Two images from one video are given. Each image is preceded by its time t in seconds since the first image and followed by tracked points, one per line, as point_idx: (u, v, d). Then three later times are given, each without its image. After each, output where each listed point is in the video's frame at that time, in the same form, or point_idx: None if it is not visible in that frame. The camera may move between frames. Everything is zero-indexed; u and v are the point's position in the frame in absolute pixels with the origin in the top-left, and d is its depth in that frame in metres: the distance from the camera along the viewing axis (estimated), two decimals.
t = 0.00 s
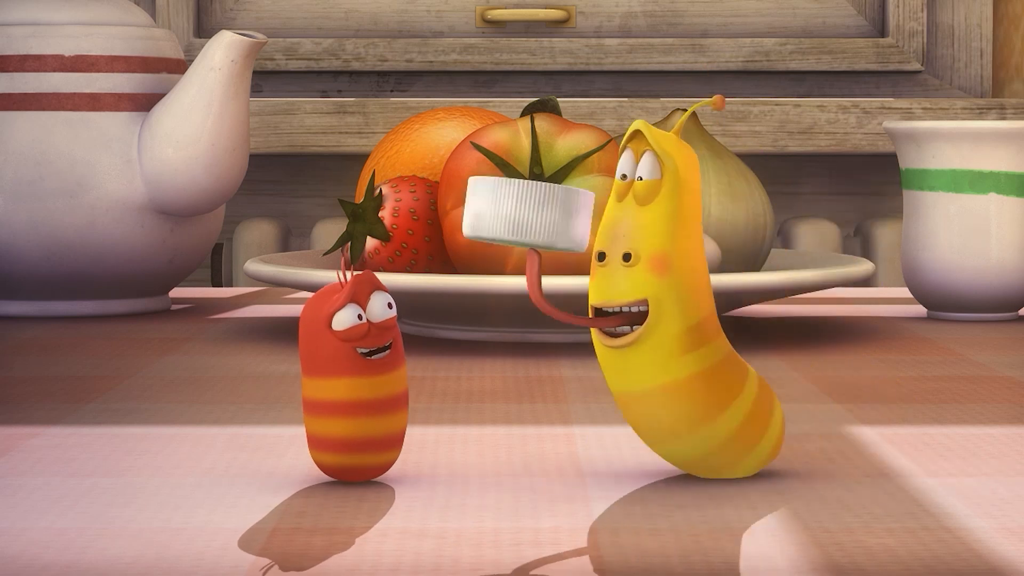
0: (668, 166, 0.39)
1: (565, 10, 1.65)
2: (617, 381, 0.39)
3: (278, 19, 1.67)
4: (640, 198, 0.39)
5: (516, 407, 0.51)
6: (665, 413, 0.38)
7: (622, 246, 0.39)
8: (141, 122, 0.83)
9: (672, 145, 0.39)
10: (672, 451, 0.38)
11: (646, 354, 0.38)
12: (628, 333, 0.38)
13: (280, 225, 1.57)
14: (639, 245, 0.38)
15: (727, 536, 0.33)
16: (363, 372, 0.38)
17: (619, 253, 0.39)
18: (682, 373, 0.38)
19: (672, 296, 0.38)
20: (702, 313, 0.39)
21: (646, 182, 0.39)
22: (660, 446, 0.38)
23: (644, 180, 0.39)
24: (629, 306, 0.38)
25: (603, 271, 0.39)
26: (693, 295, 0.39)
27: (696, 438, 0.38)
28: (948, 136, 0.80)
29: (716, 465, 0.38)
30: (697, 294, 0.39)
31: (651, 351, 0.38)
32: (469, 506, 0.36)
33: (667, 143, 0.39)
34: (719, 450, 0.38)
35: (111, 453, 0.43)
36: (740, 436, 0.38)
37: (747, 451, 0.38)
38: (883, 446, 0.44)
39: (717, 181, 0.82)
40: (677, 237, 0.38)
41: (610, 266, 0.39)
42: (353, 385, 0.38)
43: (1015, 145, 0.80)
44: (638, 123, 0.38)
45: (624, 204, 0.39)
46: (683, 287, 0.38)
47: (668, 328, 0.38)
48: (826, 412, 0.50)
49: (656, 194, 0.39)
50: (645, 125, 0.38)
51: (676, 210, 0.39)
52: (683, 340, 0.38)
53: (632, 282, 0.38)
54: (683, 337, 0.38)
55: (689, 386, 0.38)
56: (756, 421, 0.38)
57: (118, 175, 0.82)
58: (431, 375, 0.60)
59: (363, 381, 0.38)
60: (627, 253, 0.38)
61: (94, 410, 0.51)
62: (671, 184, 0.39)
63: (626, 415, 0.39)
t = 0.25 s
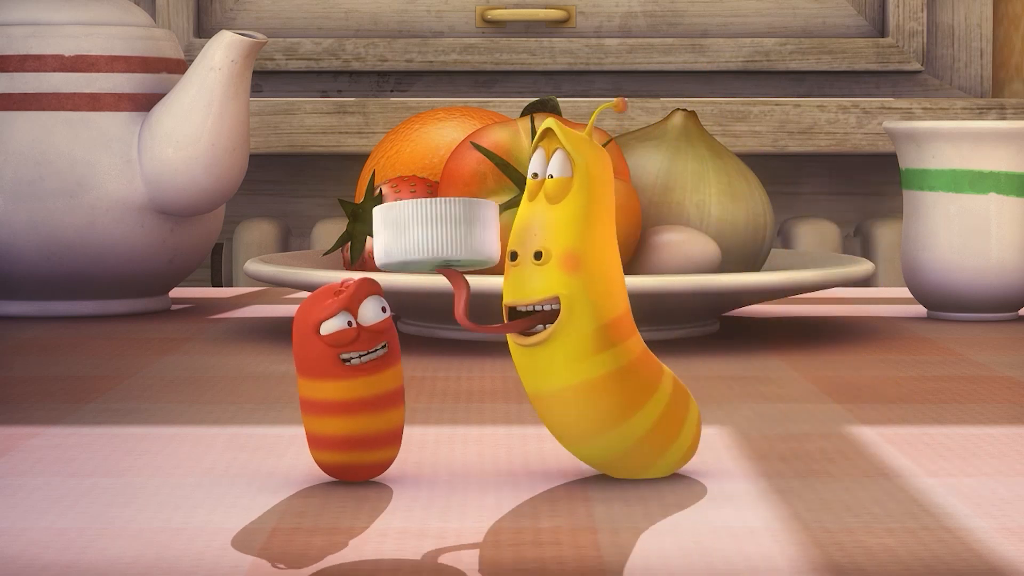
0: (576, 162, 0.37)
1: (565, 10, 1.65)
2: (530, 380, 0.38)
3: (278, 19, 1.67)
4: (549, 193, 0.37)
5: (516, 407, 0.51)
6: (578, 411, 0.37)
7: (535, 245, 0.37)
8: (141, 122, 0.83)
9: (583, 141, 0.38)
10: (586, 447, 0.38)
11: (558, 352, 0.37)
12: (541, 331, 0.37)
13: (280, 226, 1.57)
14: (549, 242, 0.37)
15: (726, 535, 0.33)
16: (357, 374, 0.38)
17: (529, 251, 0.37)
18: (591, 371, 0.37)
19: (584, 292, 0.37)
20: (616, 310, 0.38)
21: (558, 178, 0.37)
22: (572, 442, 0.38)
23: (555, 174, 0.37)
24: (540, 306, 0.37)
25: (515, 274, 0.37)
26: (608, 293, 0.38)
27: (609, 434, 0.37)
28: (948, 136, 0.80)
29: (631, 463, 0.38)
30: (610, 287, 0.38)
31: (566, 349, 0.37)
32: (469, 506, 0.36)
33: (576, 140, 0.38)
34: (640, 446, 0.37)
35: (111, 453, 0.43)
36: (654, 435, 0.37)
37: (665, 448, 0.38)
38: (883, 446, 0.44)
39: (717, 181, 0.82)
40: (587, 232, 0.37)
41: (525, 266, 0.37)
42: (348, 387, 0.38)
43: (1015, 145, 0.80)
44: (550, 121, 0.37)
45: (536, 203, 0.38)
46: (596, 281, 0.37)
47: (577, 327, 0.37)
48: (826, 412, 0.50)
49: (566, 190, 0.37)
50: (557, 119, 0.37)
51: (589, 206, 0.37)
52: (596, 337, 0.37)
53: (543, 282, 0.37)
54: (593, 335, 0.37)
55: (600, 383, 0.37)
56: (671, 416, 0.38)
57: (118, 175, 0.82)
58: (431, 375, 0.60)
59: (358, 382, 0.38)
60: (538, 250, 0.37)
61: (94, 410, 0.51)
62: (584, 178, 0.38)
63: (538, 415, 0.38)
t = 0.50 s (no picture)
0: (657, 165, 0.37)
1: (565, 10, 1.65)
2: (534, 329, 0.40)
3: (278, 19, 1.67)
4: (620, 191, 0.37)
5: (516, 407, 0.51)
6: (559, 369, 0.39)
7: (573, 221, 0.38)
8: (141, 122, 0.83)
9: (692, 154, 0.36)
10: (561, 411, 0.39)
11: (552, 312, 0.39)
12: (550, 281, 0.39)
13: (280, 225, 1.57)
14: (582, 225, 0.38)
15: (726, 535, 0.33)
16: (350, 365, 0.38)
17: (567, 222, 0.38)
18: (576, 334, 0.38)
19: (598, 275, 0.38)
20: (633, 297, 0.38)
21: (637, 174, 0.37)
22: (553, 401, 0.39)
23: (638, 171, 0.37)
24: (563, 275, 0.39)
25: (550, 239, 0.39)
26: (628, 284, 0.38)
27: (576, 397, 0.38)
28: (948, 136, 0.80)
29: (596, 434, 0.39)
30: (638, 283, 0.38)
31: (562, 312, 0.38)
32: (469, 506, 0.36)
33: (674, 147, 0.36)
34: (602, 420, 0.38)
35: (111, 453, 0.43)
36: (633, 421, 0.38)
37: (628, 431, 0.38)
38: (883, 446, 0.44)
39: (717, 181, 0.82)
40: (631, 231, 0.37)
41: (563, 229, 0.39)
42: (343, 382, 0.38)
43: (1015, 145, 0.80)
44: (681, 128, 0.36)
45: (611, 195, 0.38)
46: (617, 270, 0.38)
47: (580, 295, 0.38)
48: (826, 412, 0.50)
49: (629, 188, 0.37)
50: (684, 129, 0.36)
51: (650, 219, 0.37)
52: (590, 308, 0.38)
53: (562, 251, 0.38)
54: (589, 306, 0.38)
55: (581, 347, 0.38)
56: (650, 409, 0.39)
57: (117, 175, 0.82)
58: (431, 375, 0.60)
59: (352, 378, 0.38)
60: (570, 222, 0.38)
61: (94, 410, 0.51)
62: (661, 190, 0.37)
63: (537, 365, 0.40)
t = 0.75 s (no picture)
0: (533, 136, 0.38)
1: (565, 10, 1.65)
2: (506, 360, 0.38)
3: (278, 19, 1.67)
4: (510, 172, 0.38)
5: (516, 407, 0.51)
6: (553, 397, 0.37)
7: (507, 223, 0.37)
8: (141, 122, 0.83)
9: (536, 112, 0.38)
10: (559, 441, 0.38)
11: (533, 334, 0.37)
12: (521, 311, 0.37)
13: (280, 226, 1.57)
14: (524, 221, 0.37)
15: (726, 535, 0.33)
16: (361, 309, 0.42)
17: (501, 230, 0.37)
18: (571, 352, 0.37)
19: (563, 272, 0.37)
20: (595, 282, 0.38)
21: (514, 153, 0.37)
22: (544, 432, 0.38)
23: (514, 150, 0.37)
24: (518, 288, 0.37)
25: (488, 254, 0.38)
26: (586, 267, 0.38)
27: (581, 422, 0.37)
28: (948, 136, 0.80)
29: (605, 456, 0.38)
30: (590, 260, 0.38)
31: (545, 331, 0.37)
32: (469, 506, 0.36)
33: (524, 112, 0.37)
34: (611, 437, 0.37)
35: (111, 453, 0.43)
36: (624, 417, 0.37)
37: (635, 437, 0.38)
38: (883, 446, 0.44)
39: (717, 181, 0.82)
40: (558, 196, 0.38)
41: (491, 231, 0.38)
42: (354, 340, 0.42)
43: (1015, 145, 0.80)
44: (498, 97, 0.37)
45: (500, 180, 0.38)
46: (572, 258, 0.37)
47: (557, 306, 0.37)
48: (826, 412, 0.50)
49: (529, 164, 0.38)
50: (509, 95, 0.37)
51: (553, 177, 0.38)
52: (572, 318, 0.37)
53: (518, 263, 0.37)
54: (571, 315, 0.37)
55: (577, 366, 0.37)
56: (644, 407, 0.38)
57: (118, 175, 0.82)
58: (431, 375, 0.60)
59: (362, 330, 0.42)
60: (511, 231, 0.37)
61: (94, 410, 0.51)
62: (544, 152, 0.38)
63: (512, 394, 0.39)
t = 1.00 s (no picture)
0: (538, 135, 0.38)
1: (565, 10, 1.65)
2: (505, 361, 0.38)
3: (278, 19, 1.67)
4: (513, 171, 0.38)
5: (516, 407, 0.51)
6: (553, 397, 0.37)
7: (507, 223, 0.37)
8: (141, 122, 0.83)
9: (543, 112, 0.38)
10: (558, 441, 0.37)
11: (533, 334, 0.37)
12: (521, 311, 0.37)
13: (280, 226, 1.57)
14: (524, 221, 0.37)
15: (726, 535, 0.33)
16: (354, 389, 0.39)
17: (501, 229, 0.37)
18: (571, 351, 0.37)
19: (563, 272, 0.37)
20: (595, 282, 0.38)
21: (518, 152, 0.38)
22: (544, 432, 0.38)
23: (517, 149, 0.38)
24: (516, 289, 0.37)
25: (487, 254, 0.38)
26: (586, 267, 0.38)
27: (581, 422, 0.37)
28: (948, 136, 0.80)
29: (605, 456, 0.38)
30: (591, 261, 0.38)
31: (544, 331, 0.37)
32: (469, 506, 0.36)
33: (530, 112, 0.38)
34: (612, 437, 0.37)
35: (111, 453, 0.43)
36: (624, 418, 0.37)
37: (635, 437, 0.38)
38: (883, 446, 0.44)
39: (717, 181, 0.82)
40: (559, 197, 0.38)
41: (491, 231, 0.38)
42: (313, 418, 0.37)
43: (1015, 145, 0.80)
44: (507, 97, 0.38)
45: (501, 180, 0.38)
46: (573, 258, 0.38)
47: (557, 306, 0.37)
48: (826, 412, 0.50)
49: (531, 162, 0.38)
50: (517, 94, 0.37)
51: (557, 178, 0.38)
52: (571, 317, 0.37)
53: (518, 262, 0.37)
54: (570, 315, 0.37)
55: (578, 365, 0.37)
56: (644, 407, 0.38)
57: (118, 175, 0.82)
58: (431, 375, 0.60)
59: (323, 399, 0.37)
60: (511, 231, 0.37)
61: (94, 410, 0.51)
62: (549, 152, 0.38)
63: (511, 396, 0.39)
